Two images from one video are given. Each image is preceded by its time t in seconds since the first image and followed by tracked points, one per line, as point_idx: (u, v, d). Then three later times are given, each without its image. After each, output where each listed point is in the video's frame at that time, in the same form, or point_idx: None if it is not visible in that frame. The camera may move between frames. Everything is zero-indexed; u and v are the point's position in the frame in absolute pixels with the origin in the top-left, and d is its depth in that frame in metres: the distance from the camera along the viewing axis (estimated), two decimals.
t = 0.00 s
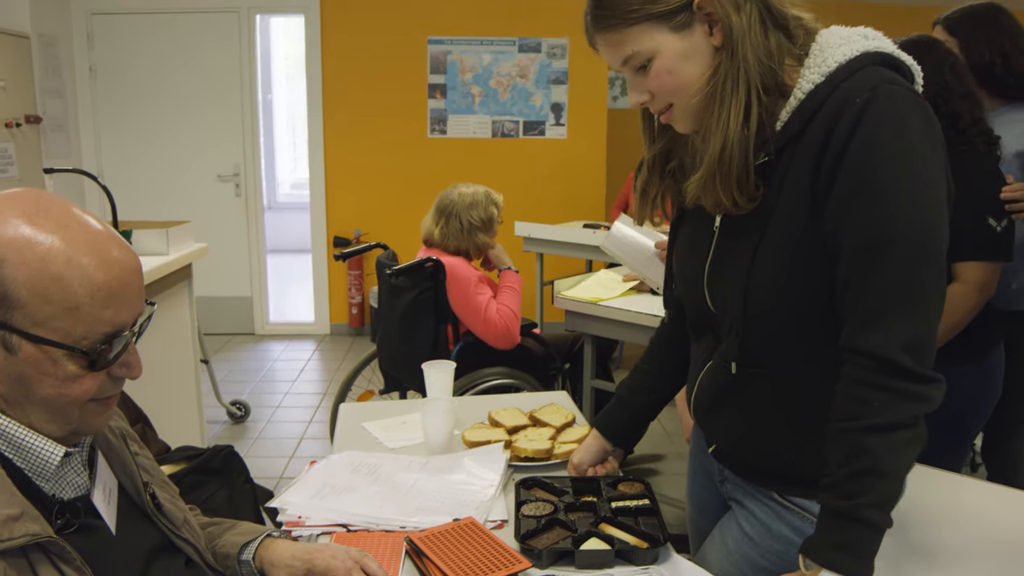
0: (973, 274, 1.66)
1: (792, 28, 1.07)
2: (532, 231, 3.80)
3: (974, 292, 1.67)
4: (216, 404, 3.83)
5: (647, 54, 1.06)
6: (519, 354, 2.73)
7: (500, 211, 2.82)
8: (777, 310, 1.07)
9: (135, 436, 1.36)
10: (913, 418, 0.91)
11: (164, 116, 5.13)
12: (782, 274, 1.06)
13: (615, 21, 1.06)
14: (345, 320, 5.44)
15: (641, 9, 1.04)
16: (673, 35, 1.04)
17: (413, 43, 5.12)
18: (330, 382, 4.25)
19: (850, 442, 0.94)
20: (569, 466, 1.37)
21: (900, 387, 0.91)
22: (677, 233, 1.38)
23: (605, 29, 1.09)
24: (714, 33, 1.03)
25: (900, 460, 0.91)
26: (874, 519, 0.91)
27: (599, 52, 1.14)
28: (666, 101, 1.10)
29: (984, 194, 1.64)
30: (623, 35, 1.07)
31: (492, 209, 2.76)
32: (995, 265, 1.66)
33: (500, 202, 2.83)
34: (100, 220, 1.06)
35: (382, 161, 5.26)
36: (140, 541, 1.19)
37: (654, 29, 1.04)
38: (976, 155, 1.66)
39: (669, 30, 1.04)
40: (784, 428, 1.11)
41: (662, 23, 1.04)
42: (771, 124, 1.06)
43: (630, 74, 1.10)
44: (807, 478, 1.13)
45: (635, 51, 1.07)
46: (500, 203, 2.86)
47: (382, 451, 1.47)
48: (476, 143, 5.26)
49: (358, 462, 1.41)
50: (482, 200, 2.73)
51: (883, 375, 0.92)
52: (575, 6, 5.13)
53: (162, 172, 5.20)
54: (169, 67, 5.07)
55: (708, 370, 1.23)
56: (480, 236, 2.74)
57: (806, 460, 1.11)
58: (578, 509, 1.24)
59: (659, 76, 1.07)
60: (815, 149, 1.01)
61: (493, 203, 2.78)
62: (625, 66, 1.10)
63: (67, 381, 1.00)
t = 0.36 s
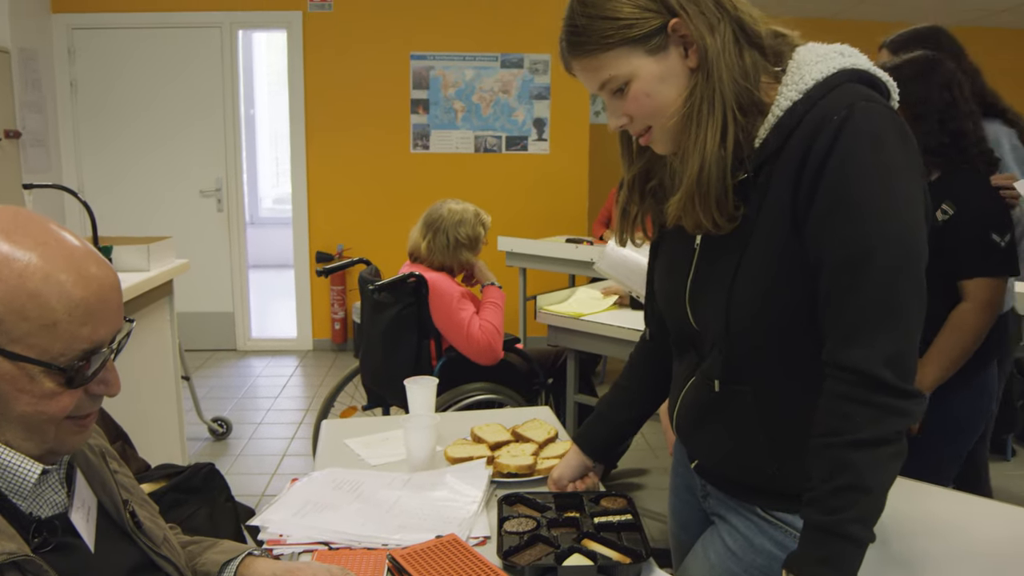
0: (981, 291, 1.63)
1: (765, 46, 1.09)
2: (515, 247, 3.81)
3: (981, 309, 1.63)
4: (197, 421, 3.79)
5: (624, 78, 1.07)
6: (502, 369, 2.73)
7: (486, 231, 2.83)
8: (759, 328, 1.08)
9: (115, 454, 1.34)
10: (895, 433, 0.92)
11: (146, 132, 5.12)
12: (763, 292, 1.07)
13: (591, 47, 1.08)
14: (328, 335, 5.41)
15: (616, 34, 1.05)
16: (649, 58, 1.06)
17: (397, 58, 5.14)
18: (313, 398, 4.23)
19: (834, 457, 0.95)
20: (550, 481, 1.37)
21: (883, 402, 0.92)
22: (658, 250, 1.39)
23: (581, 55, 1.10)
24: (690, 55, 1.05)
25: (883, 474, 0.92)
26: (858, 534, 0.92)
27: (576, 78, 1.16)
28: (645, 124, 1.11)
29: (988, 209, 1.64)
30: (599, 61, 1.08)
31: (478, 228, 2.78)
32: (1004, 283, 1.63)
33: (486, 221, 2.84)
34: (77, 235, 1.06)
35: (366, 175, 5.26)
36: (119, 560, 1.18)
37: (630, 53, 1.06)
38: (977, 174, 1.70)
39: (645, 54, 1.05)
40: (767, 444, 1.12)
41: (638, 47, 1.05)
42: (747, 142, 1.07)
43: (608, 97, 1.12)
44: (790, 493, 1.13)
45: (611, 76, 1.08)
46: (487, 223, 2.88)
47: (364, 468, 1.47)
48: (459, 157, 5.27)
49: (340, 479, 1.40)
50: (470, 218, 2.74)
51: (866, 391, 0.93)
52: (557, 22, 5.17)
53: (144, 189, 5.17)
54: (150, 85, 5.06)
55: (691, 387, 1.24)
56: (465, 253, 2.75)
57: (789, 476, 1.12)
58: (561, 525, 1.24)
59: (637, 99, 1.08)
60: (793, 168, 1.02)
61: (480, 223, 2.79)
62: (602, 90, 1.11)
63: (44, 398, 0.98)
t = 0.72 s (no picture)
0: (988, 301, 1.69)
1: (739, 60, 1.11)
2: (496, 258, 3.82)
3: (988, 319, 1.69)
4: (175, 435, 3.75)
5: (603, 90, 1.08)
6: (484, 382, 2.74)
7: (466, 244, 2.82)
8: (735, 338, 1.09)
9: (91, 469, 1.32)
10: (869, 441, 0.93)
11: (125, 143, 5.08)
12: (740, 303, 1.07)
13: (570, 60, 1.09)
14: (309, 348, 5.38)
15: (595, 47, 1.06)
16: (627, 71, 1.06)
17: (378, 70, 5.15)
18: (293, 411, 4.20)
19: (808, 466, 0.96)
20: (530, 492, 1.38)
21: (856, 411, 0.93)
22: (636, 260, 1.40)
23: (560, 68, 1.11)
24: (667, 68, 1.06)
25: (857, 482, 0.93)
26: (834, 543, 0.93)
27: (554, 90, 1.17)
28: (624, 136, 1.12)
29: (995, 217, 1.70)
30: (578, 74, 1.09)
31: (458, 242, 2.76)
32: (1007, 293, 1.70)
33: (467, 234, 2.83)
34: (53, 249, 1.05)
35: (347, 186, 5.26)
36: None
37: (608, 67, 1.07)
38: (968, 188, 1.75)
39: (623, 66, 1.06)
40: (744, 453, 1.13)
41: (616, 60, 1.06)
42: (723, 154, 1.08)
43: (586, 110, 1.13)
44: (767, 501, 1.14)
45: (590, 88, 1.09)
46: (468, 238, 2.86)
47: (343, 482, 1.46)
48: (440, 168, 5.28)
49: (319, 493, 1.39)
50: (448, 232, 2.74)
51: (840, 400, 0.94)
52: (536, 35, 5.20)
53: (123, 200, 5.14)
54: (128, 96, 5.03)
55: (669, 397, 1.25)
56: (442, 268, 2.73)
57: (766, 485, 1.13)
58: (541, 537, 1.24)
59: (615, 111, 1.09)
60: (766, 180, 1.03)
61: (460, 237, 2.78)
62: (580, 103, 1.12)
63: (18, 413, 0.97)
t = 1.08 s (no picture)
0: (969, 308, 1.68)
1: (721, 68, 1.12)
2: (479, 266, 3.82)
3: (972, 325, 1.68)
4: (157, 445, 3.72)
5: (586, 97, 1.09)
6: (468, 390, 2.73)
7: (448, 255, 2.79)
8: (716, 345, 1.09)
9: (70, 480, 1.30)
10: (849, 447, 0.94)
11: (106, 151, 5.05)
12: (721, 309, 1.08)
13: (554, 67, 1.10)
14: (292, 356, 5.35)
15: (578, 54, 1.07)
16: (610, 78, 1.07)
17: (361, 77, 5.14)
18: (276, 420, 4.17)
19: (789, 472, 0.96)
20: (513, 500, 1.38)
21: (837, 417, 0.94)
22: (618, 268, 1.40)
23: (544, 76, 1.12)
24: (650, 76, 1.07)
25: (838, 488, 0.94)
26: (816, 549, 0.93)
27: (538, 97, 1.18)
28: (607, 143, 1.12)
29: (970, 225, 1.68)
30: (561, 81, 1.10)
31: (437, 251, 2.74)
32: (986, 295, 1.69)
33: (450, 245, 2.81)
34: (31, 258, 1.04)
35: (330, 195, 5.25)
36: None
37: (592, 74, 1.07)
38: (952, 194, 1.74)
39: (606, 74, 1.07)
40: (726, 459, 1.13)
41: (599, 68, 1.07)
42: (705, 162, 1.09)
43: (570, 117, 1.13)
44: (748, 507, 1.15)
45: (574, 96, 1.09)
46: (451, 249, 2.83)
47: (326, 490, 1.46)
48: (423, 176, 5.28)
49: (302, 502, 1.38)
50: (428, 240, 2.73)
51: (820, 407, 0.95)
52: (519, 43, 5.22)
53: (103, 209, 5.10)
54: (109, 104, 5.01)
55: (652, 404, 1.25)
56: (419, 276, 2.72)
57: (748, 491, 1.13)
58: (524, 546, 1.25)
59: (598, 118, 1.09)
60: (747, 188, 1.04)
61: (440, 246, 2.76)
62: (564, 110, 1.12)
63: None
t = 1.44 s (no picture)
0: (901, 313, 1.65)
1: (705, 78, 1.13)
2: (463, 274, 3.83)
3: (905, 330, 1.65)
4: (138, 455, 3.69)
5: (572, 105, 1.09)
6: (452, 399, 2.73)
7: (430, 264, 2.79)
8: (700, 353, 1.10)
9: (49, 491, 1.29)
10: (831, 455, 0.95)
11: (87, 159, 5.02)
12: (705, 317, 1.08)
13: (541, 75, 1.10)
14: (275, 365, 5.32)
15: (565, 62, 1.07)
16: (597, 87, 1.08)
17: (345, 86, 5.14)
18: (259, 429, 4.15)
19: (772, 479, 0.97)
20: (496, 508, 1.38)
21: (819, 425, 0.95)
22: (603, 275, 1.41)
23: (531, 83, 1.13)
24: (636, 84, 1.08)
25: (819, 495, 0.95)
26: (797, 555, 0.94)
27: (524, 105, 1.18)
28: (593, 151, 1.13)
29: (908, 227, 1.63)
30: (548, 89, 1.10)
31: (419, 260, 2.74)
32: (922, 300, 1.66)
33: (432, 254, 2.81)
34: (8, 268, 1.03)
35: (315, 203, 5.24)
36: None
37: (579, 82, 1.08)
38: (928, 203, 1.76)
39: (593, 82, 1.08)
40: (709, 467, 1.14)
41: (586, 76, 1.07)
42: (689, 170, 1.10)
43: (556, 125, 1.14)
44: (731, 514, 1.15)
45: (560, 103, 1.10)
46: (433, 257, 2.84)
47: (309, 500, 1.45)
48: (407, 185, 5.27)
49: (285, 513, 1.38)
50: (410, 248, 2.72)
51: (802, 414, 0.95)
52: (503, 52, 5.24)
53: (84, 219, 5.06)
54: (90, 113, 4.98)
55: (636, 411, 1.25)
56: (401, 284, 2.71)
57: (731, 498, 1.14)
58: (508, 555, 1.25)
59: (585, 126, 1.10)
60: (730, 197, 1.05)
61: (422, 255, 2.76)
62: (550, 118, 1.13)
63: None
